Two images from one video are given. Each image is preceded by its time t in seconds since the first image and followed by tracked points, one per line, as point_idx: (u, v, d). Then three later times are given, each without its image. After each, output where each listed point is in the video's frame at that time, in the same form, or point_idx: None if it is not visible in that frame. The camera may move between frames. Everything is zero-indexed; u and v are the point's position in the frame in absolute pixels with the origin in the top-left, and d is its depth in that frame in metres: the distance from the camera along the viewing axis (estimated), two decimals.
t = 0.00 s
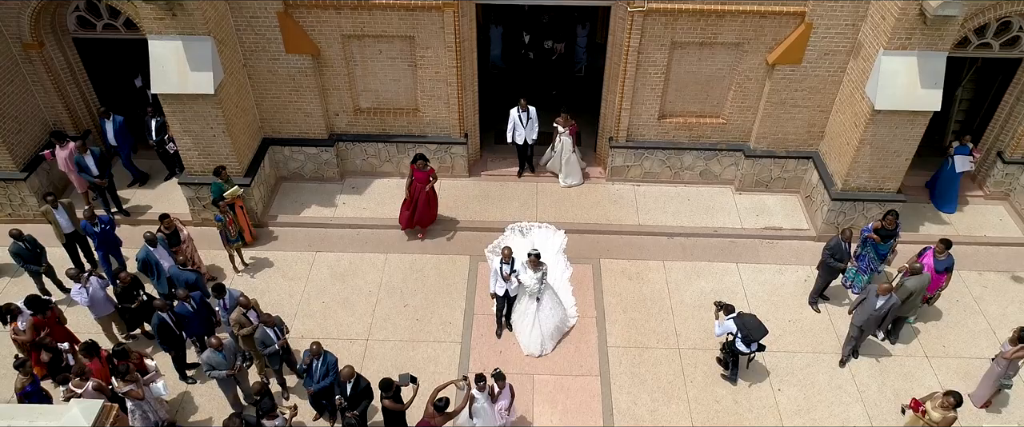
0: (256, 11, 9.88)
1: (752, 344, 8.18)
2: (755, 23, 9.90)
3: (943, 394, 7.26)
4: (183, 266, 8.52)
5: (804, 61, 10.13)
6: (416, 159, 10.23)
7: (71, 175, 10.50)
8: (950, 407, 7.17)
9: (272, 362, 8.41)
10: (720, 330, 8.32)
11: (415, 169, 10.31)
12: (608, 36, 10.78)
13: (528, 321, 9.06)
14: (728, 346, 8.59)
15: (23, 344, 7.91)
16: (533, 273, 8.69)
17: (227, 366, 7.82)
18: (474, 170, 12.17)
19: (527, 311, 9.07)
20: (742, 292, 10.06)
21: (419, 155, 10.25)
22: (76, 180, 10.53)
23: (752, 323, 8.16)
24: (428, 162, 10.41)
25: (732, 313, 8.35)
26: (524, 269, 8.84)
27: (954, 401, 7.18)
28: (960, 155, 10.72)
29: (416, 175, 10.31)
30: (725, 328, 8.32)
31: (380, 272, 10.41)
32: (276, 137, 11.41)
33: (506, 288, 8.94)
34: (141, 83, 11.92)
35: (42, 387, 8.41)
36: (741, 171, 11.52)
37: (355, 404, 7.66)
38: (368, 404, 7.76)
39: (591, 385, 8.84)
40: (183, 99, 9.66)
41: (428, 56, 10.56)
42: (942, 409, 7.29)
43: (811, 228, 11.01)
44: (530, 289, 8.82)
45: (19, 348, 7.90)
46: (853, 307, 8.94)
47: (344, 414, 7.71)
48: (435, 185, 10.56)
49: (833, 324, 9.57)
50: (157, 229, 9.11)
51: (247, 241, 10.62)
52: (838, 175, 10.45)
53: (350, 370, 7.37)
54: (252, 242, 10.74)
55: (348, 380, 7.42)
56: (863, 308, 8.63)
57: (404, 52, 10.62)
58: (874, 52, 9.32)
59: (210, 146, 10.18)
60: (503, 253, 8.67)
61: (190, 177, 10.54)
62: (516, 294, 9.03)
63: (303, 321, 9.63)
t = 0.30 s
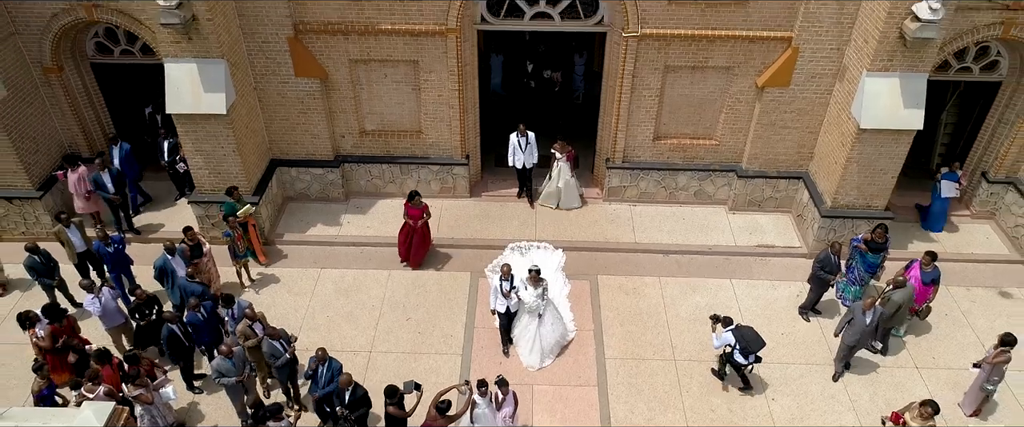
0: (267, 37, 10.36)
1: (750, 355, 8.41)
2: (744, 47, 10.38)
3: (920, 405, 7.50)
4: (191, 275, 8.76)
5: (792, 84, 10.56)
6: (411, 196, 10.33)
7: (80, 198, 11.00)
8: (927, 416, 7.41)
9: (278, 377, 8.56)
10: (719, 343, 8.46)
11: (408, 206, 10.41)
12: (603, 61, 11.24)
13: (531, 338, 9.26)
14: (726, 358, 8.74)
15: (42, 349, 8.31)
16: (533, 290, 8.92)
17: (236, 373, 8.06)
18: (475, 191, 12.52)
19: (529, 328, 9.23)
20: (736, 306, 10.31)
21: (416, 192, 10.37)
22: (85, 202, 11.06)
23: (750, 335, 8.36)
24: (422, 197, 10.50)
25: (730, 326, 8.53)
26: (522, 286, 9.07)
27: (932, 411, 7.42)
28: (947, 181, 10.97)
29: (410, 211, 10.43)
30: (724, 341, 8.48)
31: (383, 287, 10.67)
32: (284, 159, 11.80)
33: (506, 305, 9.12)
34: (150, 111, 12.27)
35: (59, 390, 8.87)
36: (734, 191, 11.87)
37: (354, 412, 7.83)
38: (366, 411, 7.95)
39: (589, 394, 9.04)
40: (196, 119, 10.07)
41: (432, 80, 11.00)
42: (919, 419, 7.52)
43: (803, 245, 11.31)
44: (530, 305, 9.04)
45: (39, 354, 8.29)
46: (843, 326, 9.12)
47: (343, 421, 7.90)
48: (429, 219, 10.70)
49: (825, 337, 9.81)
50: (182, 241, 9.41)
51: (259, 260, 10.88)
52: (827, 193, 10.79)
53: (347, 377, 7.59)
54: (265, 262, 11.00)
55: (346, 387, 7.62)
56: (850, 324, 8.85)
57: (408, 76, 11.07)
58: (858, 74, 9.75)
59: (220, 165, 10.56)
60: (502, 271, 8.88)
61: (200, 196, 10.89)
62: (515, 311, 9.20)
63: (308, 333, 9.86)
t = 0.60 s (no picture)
0: (276, 58, 10.76)
1: (758, 370, 8.55)
2: (736, 68, 10.77)
3: (904, 412, 7.65)
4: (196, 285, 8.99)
5: (783, 103, 10.93)
6: (406, 220, 10.29)
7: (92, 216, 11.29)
8: (910, 423, 7.57)
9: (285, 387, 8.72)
10: (726, 358, 8.58)
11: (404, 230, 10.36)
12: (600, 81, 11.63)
13: (534, 352, 9.43)
14: (732, 372, 8.91)
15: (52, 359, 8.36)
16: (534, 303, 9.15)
17: (249, 379, 8.30)
18: (476, 209, 12.81)
19: (531, 342, 9.41)
20: (732, 319, 10.52)
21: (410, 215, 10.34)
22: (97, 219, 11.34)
23: (758, 350, 8.55)
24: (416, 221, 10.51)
25: (738, 341, 8.66)
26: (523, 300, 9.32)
27: (915, 417, 7.59)
28: (935, 203, 11.11)
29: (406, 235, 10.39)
30: (732, 356, 8.58)
31: (385, 301, 10.89)
32: (289, 177, 12.11)
33: (507, 321, 9.28)
34: (158, 131, 12.76)
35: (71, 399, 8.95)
36: (729, 208, 12.16)
37: (349, 418, 8.01)
38: (361, 417, 8.12)
39: (588, 403, 9.20)
40: (206, 136, 10.41)
41: (435, 100, 11.38)
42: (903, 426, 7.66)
43: (797, 261, 11.56)
44: (531, 319, 9.24)
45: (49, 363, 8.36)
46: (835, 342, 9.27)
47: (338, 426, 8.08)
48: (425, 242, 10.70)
49: (820, 348, 10.00)
50: (197, 254, 9.72)
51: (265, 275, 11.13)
52: (819, 209, 11.08)
53: (341, 383, 7.78)
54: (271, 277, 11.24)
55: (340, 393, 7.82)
56: (842, 342, 9.00)
57: (412, 96, 11.44)
58: (846, 92, 10.11)
59: (229, 181, 10.87)
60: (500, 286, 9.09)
61: (208, 212, 11.17)
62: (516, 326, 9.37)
63: (312, 345, 10.06)
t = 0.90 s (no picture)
0: (285, 81, 11.19)
1: (766, 386, 8.70)
2: (728, 90, 11.19)
3: (885, 417, 7.78)
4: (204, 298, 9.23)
5: (774, 124, 11.31)
6: (399, 248, 10.31)
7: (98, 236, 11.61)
8: None
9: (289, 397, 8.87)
10: (734, 374, 8.66)
11: (398, 259, 10.37)
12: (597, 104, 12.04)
13: (534, 367, 9.51)
14: (738, 387, 8.98)
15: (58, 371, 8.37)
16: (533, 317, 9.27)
17: (258, 385, 8.53)
18: (477, 229, 13.10)
19: (532, 357, 9.52)
20: (727, 333, 10.73)
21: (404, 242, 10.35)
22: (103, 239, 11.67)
23: (767, 367, 8.66)
24: (410, 248, 10.51)
25: (746, 357, 8.74)
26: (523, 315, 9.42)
27: (896, 422, 7.72)
28: (923, 225, 11.30)
29: (401, 264, 10.39)
30: (741, 371, 8.67)
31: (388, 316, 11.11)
32: (295, 197, 12.44)
33: (506, 335, 9.37)
34: (164, 156, 12.90)
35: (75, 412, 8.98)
36: (724, 228, 12.46)
37: None
38: None
39: (586, 414, 9.36)
40: (216, 155, 10.76)
41: (437, 122, 11.76)
42: None
43: (791, 278, 11.81)
44: (530, 333, 9.31)
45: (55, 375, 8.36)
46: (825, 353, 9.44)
47: None
48: (418, 270, 10.71)
49: (814, 361, 10.19)
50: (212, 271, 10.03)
51: (272, 293, 11.37)
52: (810, 226, 11.38)
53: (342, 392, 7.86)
54: (277, 295, 11.47)
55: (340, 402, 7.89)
56: (835, 352, 9.14)
57: (415, 118, 11.83)
58: (834, 112, 10.50)
59: (237, 199, 11.19)
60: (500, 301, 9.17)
61: (216, 229, 11.46)
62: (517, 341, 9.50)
63: (315, 358, 10.24)
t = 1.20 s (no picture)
0: (292, 101, 11.55)
1: (770, 398, 8.77)
2: (721, 110, 11.54)
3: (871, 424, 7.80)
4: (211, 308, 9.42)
5: (767, 143, 11.64)
6: (398, 272, 10.27)
7: (97, 255, 11.85)
8: None
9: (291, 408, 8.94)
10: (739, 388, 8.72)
11: (396, 283, 10.31)
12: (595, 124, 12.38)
13: (534, 382, 9.58)
14: (742, 402, 9.06)
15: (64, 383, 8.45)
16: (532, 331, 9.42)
17: (263, 393, 8.66)
18: (477, 246, 13.35)
19: (531, 372, 9.62)
20: (724, 346, 10.90)
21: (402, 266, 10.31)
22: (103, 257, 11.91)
23: (771, 380, 8.75)
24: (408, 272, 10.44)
25: (749, 371, 8.81)
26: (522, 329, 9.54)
27: None
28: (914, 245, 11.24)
29: (399, 288, 10.32)
30: (745, 385, 8.75)
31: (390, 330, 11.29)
32: (300, 215, 12.71)
33: (506, 348, 9.48)
34: (171, 176, 13.18)
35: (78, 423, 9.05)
36: (720, 244, 12.70)
37: None
38: None
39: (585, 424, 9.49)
40: (224, 172, 11.05)
41: (439, 141, 12.09)
42: None
43: (786, 293, 12.01)
44: (529, 346, 9.47)
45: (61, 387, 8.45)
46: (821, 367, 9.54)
47: None
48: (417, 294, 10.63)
49: (810, 372, 10.34)
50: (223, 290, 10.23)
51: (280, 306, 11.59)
52: (804, 242, 11.62)
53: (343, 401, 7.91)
54: (284, 308, 11.69)
55: (341, 411, 7.94)
56: (831, 365, 9.24)
57: (418, 137, 12.17)
58: (824, 130, 10.82)
59: (243, 215, 11.46)
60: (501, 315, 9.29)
61: (222, 245, 11.70)
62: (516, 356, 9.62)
63: (318, 370, 10.40)
